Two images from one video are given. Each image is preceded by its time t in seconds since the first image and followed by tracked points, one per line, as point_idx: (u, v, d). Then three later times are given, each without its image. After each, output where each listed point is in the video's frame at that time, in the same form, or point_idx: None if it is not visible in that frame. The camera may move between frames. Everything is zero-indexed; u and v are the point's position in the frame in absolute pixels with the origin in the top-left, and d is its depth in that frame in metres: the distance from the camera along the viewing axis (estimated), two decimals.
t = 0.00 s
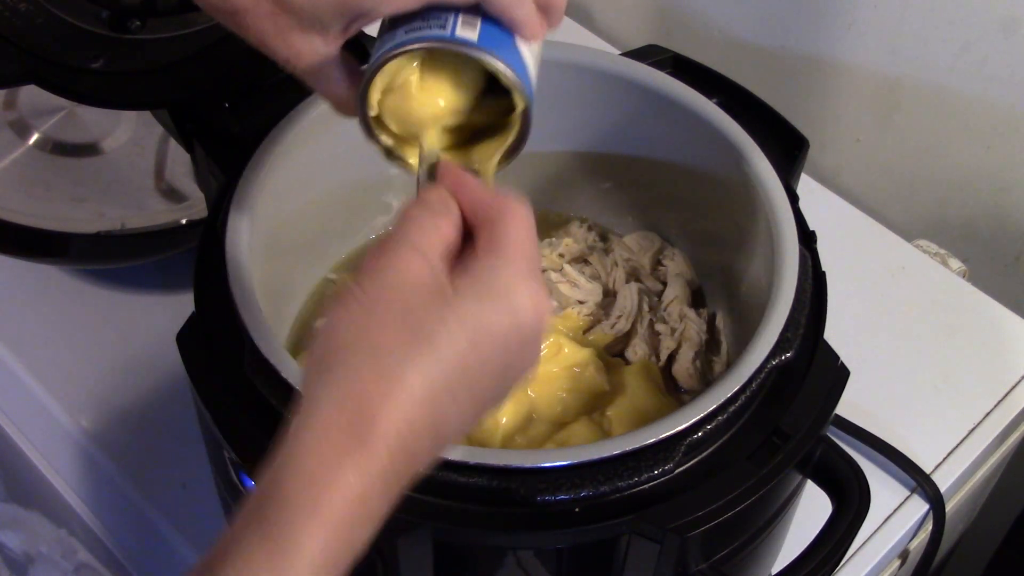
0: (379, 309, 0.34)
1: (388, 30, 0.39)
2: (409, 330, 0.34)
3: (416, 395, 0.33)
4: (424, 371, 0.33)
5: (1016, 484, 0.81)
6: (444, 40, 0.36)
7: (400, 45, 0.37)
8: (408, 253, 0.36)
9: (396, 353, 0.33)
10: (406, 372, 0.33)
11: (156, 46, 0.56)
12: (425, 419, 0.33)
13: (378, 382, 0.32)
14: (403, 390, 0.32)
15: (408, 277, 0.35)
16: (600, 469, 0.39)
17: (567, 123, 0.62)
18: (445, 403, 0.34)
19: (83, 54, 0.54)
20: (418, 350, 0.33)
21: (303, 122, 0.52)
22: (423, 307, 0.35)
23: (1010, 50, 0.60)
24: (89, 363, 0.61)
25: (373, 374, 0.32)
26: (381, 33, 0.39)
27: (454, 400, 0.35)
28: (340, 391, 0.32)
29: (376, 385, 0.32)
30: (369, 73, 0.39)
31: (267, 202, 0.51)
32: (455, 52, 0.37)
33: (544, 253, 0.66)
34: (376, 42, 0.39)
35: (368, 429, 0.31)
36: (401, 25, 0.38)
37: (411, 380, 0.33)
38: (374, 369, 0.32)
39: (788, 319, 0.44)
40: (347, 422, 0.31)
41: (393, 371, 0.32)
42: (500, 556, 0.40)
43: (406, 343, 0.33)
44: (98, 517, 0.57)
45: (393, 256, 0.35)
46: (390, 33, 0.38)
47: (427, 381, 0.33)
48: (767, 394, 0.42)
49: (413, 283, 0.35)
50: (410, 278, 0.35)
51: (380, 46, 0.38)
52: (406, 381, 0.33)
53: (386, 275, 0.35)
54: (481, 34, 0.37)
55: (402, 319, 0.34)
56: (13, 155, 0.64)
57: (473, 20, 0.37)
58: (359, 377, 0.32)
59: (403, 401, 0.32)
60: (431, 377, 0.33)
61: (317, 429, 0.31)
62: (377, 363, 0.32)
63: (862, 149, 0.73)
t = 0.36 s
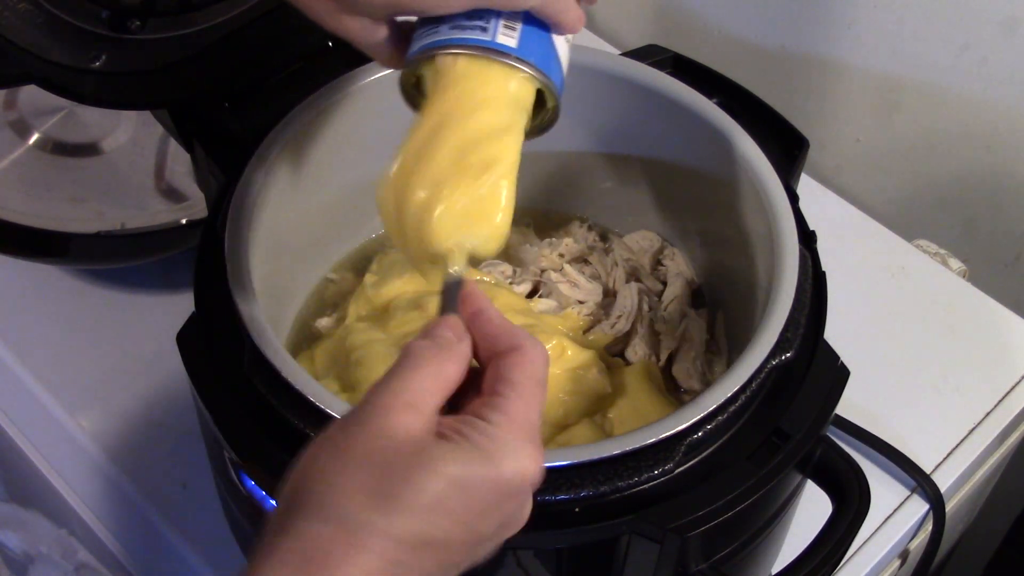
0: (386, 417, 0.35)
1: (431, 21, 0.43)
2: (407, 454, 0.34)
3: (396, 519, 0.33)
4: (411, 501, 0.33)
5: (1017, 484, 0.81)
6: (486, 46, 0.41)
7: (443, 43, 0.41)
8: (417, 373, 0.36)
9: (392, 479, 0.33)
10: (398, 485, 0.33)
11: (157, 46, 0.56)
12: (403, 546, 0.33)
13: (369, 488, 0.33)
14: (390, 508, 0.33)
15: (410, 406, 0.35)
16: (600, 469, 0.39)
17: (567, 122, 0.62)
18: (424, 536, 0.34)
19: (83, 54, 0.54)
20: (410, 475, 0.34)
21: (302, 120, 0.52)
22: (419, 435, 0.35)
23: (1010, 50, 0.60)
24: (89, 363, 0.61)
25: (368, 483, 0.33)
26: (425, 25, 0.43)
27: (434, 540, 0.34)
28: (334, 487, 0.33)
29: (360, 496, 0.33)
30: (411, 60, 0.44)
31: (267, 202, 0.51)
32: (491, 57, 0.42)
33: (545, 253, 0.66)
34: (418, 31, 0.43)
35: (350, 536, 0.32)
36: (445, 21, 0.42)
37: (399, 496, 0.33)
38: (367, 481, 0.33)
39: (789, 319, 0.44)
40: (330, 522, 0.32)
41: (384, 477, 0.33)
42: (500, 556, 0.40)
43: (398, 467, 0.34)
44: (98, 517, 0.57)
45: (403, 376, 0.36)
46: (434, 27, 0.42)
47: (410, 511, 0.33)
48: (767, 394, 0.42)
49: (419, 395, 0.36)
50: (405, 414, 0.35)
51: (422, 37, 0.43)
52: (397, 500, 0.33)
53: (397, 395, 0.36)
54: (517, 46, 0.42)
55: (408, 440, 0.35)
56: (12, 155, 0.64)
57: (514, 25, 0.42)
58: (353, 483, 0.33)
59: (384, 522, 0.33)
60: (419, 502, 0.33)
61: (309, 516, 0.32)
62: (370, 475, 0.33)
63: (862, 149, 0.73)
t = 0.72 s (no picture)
0: (336, 394, 0.31)
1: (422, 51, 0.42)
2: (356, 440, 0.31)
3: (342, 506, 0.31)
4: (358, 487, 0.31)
5: (1016, 483, 0.81)
6: (481, 76, 0.41)
7: (440, 71, 0.41)
8: (375, 332, 0.31)
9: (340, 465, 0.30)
10: (338, 467, 0.30)
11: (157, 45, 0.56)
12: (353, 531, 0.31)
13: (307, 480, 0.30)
14: (327, 498, 0.30)
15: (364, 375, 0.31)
16: (600, 469, 0.39)
17: (567, 122, 0.62)
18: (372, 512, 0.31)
19: (83, 54, 0.54)
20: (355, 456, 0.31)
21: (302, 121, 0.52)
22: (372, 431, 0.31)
23: (1010, 50, 0.60)
24: (89, 362, 0.61)
25: (306, 467, 0.30)
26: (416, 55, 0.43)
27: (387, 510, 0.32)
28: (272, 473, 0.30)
29: (295, 488, 0.30)
30: (399, 88, 0.43)
31: (268, 202, 0.51)
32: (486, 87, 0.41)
33: (545, 253, 0.66)
34: (407, 61, 0.43)
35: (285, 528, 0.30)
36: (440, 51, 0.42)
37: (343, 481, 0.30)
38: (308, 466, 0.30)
39: (789, 319, 0.44)
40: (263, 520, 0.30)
41: (325, 462, 0.30)
42: (500, 556, 0.40)
43: (341, 451, 0.31)
44: (97, 516, 0.57)
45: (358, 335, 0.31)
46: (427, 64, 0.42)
47: (356, 503, 0.31)
48: (767, 394, 0.43)
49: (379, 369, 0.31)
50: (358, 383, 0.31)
51: (413, 67, 0.42)
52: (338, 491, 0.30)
53: (355, 367, 0.31)
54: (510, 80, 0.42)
55: (359, 417, 0.31)
56: (12, 155, 0.64)
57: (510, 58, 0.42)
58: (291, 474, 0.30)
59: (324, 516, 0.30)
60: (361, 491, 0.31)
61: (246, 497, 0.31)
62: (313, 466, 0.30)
63: (862, 150, 0.73)
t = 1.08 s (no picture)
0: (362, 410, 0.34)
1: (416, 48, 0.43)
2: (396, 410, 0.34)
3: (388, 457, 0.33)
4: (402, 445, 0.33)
5: (1016, 483, 0.81)
6: (465, 81, 0.40)
7: (428, 74, 0.40)
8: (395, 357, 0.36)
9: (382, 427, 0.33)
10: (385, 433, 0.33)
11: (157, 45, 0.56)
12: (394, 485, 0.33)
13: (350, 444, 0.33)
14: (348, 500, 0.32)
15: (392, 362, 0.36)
16: (600, 469, 0.39)
17: (568, 122, 0.62)
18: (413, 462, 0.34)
19: (83, 54, 0.54)
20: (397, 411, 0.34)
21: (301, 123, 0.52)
22: (406, 410, 0.34)
23: (1010, 51, 0.59)
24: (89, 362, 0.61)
25: (353, 443, 0.33)
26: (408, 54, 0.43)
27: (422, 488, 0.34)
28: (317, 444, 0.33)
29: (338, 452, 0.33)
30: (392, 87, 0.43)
31: (268, 203, 0.51)
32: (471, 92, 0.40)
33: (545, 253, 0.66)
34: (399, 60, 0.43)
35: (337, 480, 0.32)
36: (429, 51, 0.41)
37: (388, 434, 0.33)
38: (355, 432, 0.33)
39: (789, 319, 0.44)
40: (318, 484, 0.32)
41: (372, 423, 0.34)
42: (500, 556, 0.40)
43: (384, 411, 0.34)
44: (97, 516, 0.57)
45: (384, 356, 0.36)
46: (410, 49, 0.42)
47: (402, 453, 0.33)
48: (768, 394, 0.42)
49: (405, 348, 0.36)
50: (378, 371, 0.36)
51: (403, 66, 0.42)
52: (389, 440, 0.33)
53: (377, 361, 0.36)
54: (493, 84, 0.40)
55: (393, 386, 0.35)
56: (12, 155, 0.64)
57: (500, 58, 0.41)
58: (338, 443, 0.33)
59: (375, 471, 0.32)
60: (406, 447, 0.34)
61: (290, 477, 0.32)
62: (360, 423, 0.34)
63: (862, 150, 0.73)
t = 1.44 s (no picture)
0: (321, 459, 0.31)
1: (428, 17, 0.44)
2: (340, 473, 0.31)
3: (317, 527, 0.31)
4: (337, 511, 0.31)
5: (1015, 483, 0.81)
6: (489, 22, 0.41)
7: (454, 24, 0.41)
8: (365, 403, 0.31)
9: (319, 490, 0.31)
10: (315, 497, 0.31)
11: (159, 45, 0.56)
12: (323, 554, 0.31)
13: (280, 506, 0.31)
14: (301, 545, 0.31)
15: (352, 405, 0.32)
16: (600, 470, 0.39)
17: (568, 122, 0.62)
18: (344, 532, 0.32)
19: (81, 53, 0.54)
20: (340, 479, 0.31)
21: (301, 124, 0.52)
22: (350, 477, 0.31)
23: (1010, 50, 0.59)
24: (89, 362, 0.61)
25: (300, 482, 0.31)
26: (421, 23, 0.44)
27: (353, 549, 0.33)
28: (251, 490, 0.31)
29: (267, 516, 0.31)
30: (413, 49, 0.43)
31: (267, 203, 0.51)
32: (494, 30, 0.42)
33: (544, 253, 0.66)
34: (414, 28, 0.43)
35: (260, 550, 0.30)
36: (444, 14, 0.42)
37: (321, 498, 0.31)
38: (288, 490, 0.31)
39: (789, 319, 0.44)
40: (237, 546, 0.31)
41: (308, 485, 0.31)
42: (500, 556, 0.40)
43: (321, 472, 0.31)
44: (97, 517, 0.57)
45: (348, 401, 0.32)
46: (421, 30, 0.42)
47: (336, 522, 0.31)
48: (767, 395, 0.42)
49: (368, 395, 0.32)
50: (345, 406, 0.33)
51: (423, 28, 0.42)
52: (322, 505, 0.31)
53: (339, 402, 0.32)
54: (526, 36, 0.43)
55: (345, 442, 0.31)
56: (13, 155, 0.64)
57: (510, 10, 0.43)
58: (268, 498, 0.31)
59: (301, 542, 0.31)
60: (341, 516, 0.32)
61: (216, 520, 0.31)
62: (297, 480, 0.31)
63: (862, 150, 0.73)
